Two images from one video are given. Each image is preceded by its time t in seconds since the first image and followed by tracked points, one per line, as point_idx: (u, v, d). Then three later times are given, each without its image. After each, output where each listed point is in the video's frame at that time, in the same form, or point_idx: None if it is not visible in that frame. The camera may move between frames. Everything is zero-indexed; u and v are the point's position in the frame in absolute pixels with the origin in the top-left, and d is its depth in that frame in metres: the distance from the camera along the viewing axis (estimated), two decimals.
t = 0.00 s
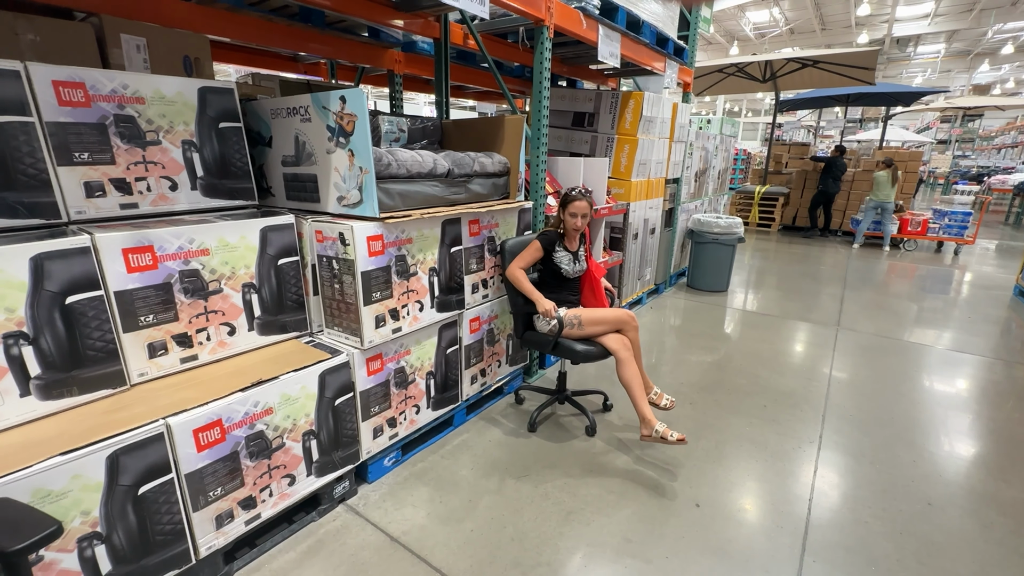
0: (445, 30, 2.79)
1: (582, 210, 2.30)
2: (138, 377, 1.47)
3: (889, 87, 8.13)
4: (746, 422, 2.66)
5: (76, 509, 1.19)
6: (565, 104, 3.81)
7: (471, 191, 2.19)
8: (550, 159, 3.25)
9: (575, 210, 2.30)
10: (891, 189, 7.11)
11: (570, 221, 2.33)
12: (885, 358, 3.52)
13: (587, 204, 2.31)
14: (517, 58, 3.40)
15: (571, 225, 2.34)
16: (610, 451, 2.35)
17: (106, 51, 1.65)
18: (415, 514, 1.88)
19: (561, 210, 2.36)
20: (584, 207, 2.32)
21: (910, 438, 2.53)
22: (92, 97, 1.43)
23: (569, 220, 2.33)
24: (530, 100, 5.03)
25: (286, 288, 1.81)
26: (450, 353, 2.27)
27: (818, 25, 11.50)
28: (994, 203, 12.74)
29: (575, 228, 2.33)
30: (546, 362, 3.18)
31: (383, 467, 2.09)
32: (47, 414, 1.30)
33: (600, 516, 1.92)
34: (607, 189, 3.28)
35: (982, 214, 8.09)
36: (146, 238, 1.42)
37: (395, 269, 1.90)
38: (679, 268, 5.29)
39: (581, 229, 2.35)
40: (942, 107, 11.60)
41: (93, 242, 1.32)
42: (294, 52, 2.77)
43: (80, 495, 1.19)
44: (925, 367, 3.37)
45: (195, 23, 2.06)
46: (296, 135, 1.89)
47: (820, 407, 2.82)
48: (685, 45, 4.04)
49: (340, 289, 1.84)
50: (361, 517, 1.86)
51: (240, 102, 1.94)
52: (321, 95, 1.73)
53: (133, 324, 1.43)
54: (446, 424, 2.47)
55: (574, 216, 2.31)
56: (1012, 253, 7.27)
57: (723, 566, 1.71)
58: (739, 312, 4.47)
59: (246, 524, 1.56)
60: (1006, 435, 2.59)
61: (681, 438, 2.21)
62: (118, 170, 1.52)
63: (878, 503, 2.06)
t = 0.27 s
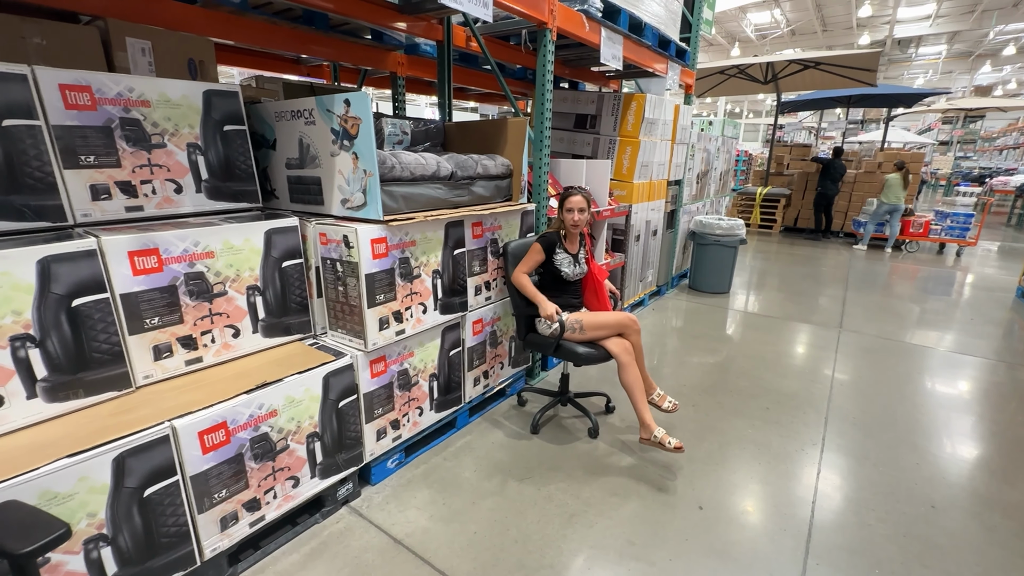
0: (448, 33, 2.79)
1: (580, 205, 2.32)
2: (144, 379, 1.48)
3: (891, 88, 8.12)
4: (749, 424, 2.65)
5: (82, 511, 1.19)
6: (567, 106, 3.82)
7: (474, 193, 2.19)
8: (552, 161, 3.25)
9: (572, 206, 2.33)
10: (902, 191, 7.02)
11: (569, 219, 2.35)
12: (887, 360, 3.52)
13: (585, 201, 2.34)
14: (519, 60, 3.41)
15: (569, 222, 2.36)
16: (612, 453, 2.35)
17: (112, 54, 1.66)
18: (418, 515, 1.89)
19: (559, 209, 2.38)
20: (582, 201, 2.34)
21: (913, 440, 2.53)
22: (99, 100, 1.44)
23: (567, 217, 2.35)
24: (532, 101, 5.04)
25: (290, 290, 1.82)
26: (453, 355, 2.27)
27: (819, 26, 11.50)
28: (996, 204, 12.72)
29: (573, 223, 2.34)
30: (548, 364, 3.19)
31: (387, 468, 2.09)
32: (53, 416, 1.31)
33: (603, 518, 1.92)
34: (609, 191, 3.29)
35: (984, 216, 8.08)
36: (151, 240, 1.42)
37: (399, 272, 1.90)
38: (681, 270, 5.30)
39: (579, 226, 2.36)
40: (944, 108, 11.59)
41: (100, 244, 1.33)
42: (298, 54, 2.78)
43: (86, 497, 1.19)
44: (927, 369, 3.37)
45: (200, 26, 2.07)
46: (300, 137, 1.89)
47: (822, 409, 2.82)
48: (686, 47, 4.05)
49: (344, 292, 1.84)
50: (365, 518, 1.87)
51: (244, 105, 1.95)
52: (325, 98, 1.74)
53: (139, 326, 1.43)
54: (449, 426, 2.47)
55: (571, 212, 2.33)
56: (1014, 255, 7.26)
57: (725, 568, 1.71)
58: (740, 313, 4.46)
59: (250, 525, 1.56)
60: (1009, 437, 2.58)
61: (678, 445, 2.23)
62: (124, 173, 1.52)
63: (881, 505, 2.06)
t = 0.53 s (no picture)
0: (447, 32, 2.79)
1: (572, 203, 2.33)
2: (143, 380, 1.47)
3: (888, 89, 8.15)
4: (747, 424, 2.66)
5: (81, 513, 1.19)
6: (566, 106, 3.82)
7: (473, 193, 2.19)
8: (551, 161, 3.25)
9: (564, 205, 2.34)
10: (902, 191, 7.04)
11: (562, 218, 2.35)
12: (884, 359, 3.53)
13: (577, 199, 2.34)
14: (518, 60, 3.41)
15: (563, 222, 2.36)
16: (611, 453, 2.35)
17: (110, 54, 1.65)
18: (418, 516, 1.89)
19: (553, 209, 2.38)
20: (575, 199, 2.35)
21: (911, 440, 2.54)
22: (97, 100, 1.43)
23: (559, 216, 2.35)
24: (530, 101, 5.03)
25: (290, 290, 1.82)
26: (453, 356, 2.27)
27: (817, 26, 11.53)
28: (992, 205, 12.78)
29: (567, 222, 2.35)
30: (547, 364, 3.19)
31: (386, 469, 2.09)
32: (52, 418, 1.30)
33: (603, 518, 1.92)
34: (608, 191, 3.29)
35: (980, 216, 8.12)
36: (150, 241, 1.42)
37: (398, 272, 1.90)
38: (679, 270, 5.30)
39: (573, 224, 2.36)
40: (941, 109, 11.63)
41: (98, 245, 1.33)
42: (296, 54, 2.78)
43: (86, 498, 1.19)
44: (925, 369, 3.38)
45: (198, 25, 2.06)
46: (299, 137, 1.89)
47: (821, 409, 2.83)
48: (685, 47, 4.05)
49: (344, 292, 1.84)
50: (364, 519, 1.87)
51: (243, 105, 1.95)
52: (325, 98, 1.74)
53: (138, 327, 1.43)
54: (448, 426, 2.47)
55: (564, 211, 2.33)
56: (1010, 255, 7.29)
57: (724, 568, 1.72)
58: (739, 313, 4.47)
59: (249, 526, 1.56)
60: (1006, 436, 2.60)
61: (678, 445, 2.22)
62: (122, 173, 1.52)
63: (879, 505, 2.07)
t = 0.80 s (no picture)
0: (447, 32, 2.78)
1: (570, 203, 2.32)
2: (142, 382, 1.47)
3: (888, 88, 8.14)
4: (747, 424, 2.66)
5: (80, 514, 1.19)
6: (566, 106, 3.82)
7: (473, 194, 2.19)
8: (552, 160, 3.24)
9: (563, 205, 2.33)
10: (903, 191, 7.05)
11: (560, 218, 2.34)
12: (884, 359, 3.53)
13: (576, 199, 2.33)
14: (518, 60, 3.40)
15: (562, 222, 2.35)
16: (611, 453, 2.35)
17: (109, 54, 1.65)
18: (417, 517, 1.88)
19: (551, 209, 2.37)
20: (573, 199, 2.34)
21: (911, 439, 2.54)
22: (96, 100, 1.43)
23: (557, 216, 2.34)
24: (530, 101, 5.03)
25: (289, 291, 1.81)
26: (452, 356, 2.27)
27: (816, 25, 11.53)
28: (992, 204, 12.78)
29: (566, 222, 2.34)
30: (547, 364, 3.19)
31: (386, 470, 2.09)
32: (51, 419, 1.30)
33: (603, 519, 1.92)
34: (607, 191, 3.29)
35: (980, 215, 8.12)
36: (149, 241, 1.42)
37: (398, 272, 1.90)
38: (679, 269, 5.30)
39: (572, 224, 2.35)
40: (940, 108, 11.63)
41: (97, 246, 1.32)
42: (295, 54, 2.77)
43: (85, 500, 1.19)
44: (924, 368, 3.38)
45: (197, 25, 2.06)
46: (298, 138, 1.89)
47: (821, 409, 2.83)
48: (684, 47, 4.05)
49: (343, 293, 1.83)
50: (364, 520, 1.86)
51: (242, 105, 1.94)
52: (324, 98, 1.73)
53: (137, 328, 1.43)
54: (448, 427, 2.47)
55: (563, 211, 2.32)
56: (1010, 254, 7.29)
57: (725, 569, 1.71)
58: (738, 313, 4.47)
59: (249, 528, 1.56)
60: (1006, 436, 2.60)
61: (674, 449, 2.21)
62: (121, 174, 1.51)
63: (880, 505, 2.06)
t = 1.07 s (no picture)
0: (443, 30, 2.77)
1: (564, 201, 2.30)
2: (136, 382, 1.46)
3: (885, 87, 8.15)
4: (744, 422, 2.66)
5: (73, 515, 1.18)
6: (564, 104, 3.81)
7: (469, 192, 2.18)
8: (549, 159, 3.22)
9: (557, 204, 2.31)
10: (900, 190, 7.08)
11: (555, 217, 2.33)
12: (881, 357, 3.53)
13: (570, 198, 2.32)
14: (515, 58, 3.39)
15: (556, 220, 2.33)
16: (608, 452, 2.35)
17: (101, 52, 1.63)
18: (414, 516, 1.88)
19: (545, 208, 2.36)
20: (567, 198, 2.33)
21: (908, 437, 2.54)
22: (88, 99, 1.42)
23: (552, 215, 2.33)
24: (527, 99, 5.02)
25: (284, 290, 1.81)
26: (449, 355, 2.27)
27: (814, 24, 11.53)
28: (988, 202, 12.82)
29: (560, 221, 2.32)
30: (544, 363, 3.18)
31: (382, 469, 2.08)
32: (44, 419, 1.29)
33: (600, 518, 1.92)
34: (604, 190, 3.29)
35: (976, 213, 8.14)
36: (143, 241, 1.41)
37: (394, 271, 1.89)
38: (676, 268, 5.30)
39: (566, 223, 2.33)
40: (937, 107, 11.65)
41: (90, 245, 1.31)
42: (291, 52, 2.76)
43: (78, 501, 1.18)
44: (921, 366, 3.38)
45: (191, 22, 2.04)
46: (293, 136, 1.88)
47: (818, 407, 2.83)
48: (682, 45, 4.04)
49: (339, 292, 1.83)
50: (360, 519, 1.86)
51: (237, 104, 1.93)
52: (319, 96, 1.73)
53: (130, 327, 1.42)
54: (445, 426, 2.46)
55: (557, 210, 2.31)
56: (1006, 252, 7.31)
57: (722, 567, 1.71)
58: (736, 311, 4.48)
59: (244, 528, 1.55)
60: (1002, 433, 2.60)
61: (665, 452, 2.22)
62: (114, 173, 1.50)
63: (876, 503, 2.07)
